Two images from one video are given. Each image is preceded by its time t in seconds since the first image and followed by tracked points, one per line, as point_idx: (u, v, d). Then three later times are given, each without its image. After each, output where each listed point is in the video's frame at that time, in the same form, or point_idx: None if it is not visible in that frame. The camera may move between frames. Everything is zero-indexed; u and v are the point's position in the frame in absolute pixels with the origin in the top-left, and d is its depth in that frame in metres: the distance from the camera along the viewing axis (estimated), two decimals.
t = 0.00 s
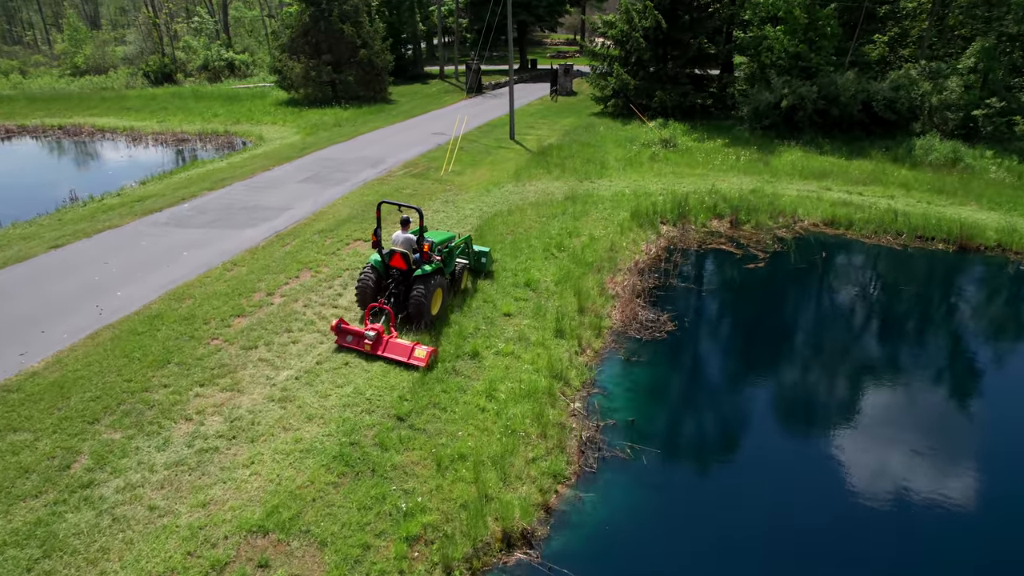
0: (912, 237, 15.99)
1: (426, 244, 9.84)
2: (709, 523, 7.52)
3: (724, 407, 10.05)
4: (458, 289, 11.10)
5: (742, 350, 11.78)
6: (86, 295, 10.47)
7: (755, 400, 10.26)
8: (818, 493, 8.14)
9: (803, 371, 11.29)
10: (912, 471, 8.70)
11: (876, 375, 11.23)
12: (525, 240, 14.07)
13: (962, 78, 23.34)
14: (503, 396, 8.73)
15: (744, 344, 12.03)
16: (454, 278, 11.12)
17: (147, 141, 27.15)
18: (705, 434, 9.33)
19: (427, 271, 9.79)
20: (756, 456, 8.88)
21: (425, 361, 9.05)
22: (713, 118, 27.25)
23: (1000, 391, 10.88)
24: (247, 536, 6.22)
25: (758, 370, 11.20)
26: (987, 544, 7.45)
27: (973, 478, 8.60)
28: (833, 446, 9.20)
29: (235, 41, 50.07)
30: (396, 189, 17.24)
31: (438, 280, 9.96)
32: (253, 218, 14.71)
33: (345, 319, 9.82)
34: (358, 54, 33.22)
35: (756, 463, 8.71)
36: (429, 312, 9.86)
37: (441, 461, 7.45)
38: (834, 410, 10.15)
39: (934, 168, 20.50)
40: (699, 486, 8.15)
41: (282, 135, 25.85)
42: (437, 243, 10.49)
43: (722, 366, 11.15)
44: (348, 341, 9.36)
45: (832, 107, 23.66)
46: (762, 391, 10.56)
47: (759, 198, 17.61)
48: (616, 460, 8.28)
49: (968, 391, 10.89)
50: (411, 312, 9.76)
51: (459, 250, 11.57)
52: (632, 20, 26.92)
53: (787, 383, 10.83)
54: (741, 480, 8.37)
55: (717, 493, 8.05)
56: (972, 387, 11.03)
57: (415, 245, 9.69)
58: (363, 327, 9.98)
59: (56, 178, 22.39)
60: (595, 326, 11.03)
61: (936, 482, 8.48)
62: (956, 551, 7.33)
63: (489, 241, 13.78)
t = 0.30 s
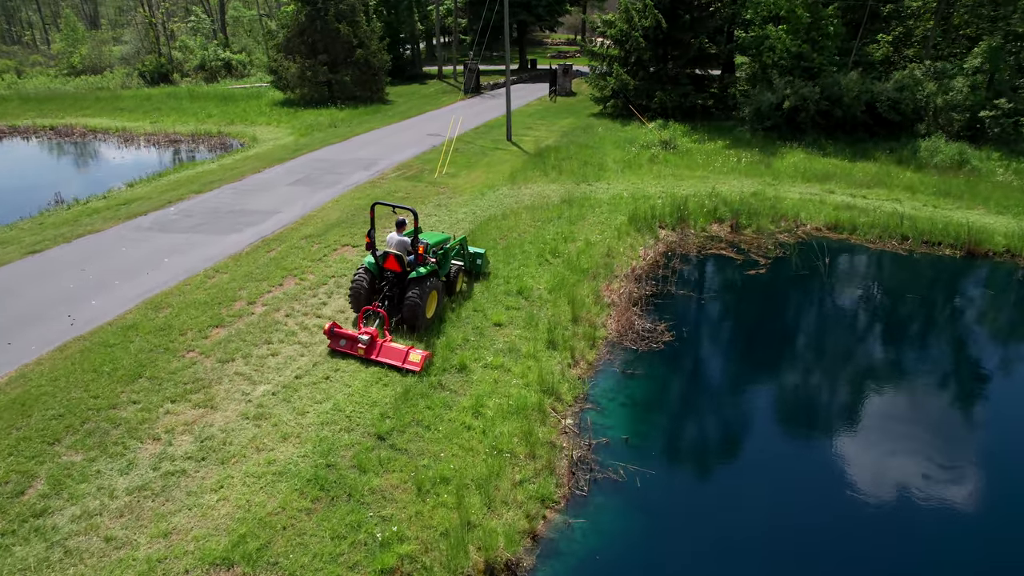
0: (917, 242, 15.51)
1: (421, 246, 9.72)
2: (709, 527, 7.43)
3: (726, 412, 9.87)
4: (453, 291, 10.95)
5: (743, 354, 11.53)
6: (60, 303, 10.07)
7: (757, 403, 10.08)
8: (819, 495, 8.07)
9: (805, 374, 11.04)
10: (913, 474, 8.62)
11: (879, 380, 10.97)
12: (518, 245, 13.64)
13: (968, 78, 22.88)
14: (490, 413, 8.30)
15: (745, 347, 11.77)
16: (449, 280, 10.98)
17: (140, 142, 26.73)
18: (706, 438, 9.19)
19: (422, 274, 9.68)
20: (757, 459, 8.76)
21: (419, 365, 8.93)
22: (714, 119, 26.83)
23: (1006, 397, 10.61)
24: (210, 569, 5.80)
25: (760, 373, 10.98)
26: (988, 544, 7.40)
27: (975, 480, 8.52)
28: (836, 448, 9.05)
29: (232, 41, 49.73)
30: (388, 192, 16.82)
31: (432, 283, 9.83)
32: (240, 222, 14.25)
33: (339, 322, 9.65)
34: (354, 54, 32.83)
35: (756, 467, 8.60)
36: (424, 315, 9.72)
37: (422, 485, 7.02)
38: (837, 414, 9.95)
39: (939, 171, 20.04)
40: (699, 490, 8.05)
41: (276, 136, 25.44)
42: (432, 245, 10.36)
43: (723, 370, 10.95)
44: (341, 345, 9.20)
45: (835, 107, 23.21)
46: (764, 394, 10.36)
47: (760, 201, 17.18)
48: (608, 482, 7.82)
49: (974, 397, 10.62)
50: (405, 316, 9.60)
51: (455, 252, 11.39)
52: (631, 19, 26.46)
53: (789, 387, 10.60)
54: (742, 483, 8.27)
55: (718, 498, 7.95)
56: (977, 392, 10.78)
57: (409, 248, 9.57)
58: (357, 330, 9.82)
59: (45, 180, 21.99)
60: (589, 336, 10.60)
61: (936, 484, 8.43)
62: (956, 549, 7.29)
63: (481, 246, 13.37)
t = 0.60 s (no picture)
0: (924, 247, 15.04)
1: (415, 247, 9.53)
2: (709, 532, 7.26)
3: (726, 417, 9.63)
4: (447, 294, 10.74)
5: (745, 357, 11.25)
6: (31, 314, 9.65)
7: (758, 408, 9.86)
8: (820, 497, 7.92)
9: (807, 379, 10.74)
10: (915, 477, 8.45)
11: (883, 385, 10.64)
12: (511, 251, 13.20)
13: (974, 79, 22.42)
14: (476, 432, 7.87)
15: (746, 351, 11.46)
16: (444, 283, 10.77)
17: (131, 143, 26.28)
18: (706, 444, 8.99)
19: (416, 276, 9.50)
20: (757, 464, 8.58)
21: (415, 369, 8.73)
22: (714, 120, 26.40)
23: (1013, 404, 10.28)
24: None
25: (762, 377, 10.72)
26: (990, 547, 7.27)
27: (978, 482, 8.36)
28: (838, 453, 8.86)
29: (230, 41, 49.34)
30: (380, 195, 16.39)
31: (427, 285, 9.66)
32: (225, 227, 13.78)
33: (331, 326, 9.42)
34: (351, 54, 32.41)
35: (757, 472, 8.42)
36: (418, 317, 9.56)
37: (400, 512, 6.59)
38: (839, 419, 9.72)
39: (945, 173, 19.59)
40: (699, 496, 7.87)
41: (269, 138, 25.02)
42: (427, 247, 10.17)
43: (724, 373, 10.70)
44: (334, 349, 8.94)
45: (839, 108, 22.75)
46: (766, 399, 10.13)
47: (761, 205, 16.73)
48: (599, 506, 7.35)
49: (979, 404, 10.29)
50: (399, 319, 9.45)
51: (450, 254, 11.20)
52: (631, 19, 26.00)
53: (791, 392, 10.34)
54: (743, 488, 8.09)
55: (718, 503, 7.78)
56: (982, 399, 10.45)
57: (404, 250, 9.44)
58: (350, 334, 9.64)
59: (33, 180, 21.55)
60: (582, 346, 10.15)
61: (939, 485, 8.28)
62: (958, 551, 7.18)
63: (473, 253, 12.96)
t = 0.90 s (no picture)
0: (931, 254, 14.58)
1: (408, 251, 9.43)
2: (710, 539, 7.15)
3: (727, 424, 9.47)
4: (443, 297, 10.60)
5: (746, 362, 11.05)
6: None
7: (758, 415, 9.72)
8: (821, 501, 7.85)
9: (808, 384, 10.54)
10: (916, 479, 8.38)
11: (885, 391, 10.43)
12: (504, 258, 12.78)
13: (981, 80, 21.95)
14: (460, 455, 7.44)
15: (747, 355, 11.24)
16: (439, 286, 10.62)
17: (122, 144, 25.85)
18: (707, 450, 8.85)
19: (409, 280, 9.34)
20: (759, 470, 8.46)
21: (408, 375, 8.53)
22: (716, 121, 25.97)
23: (1018, 411, 10.06)
24: None
25: (763, 382, 10.54)
26: (991, 547, 7.25)
27: (979, 485, 8.31)
28: (840, 458, 8.74)
29: (227, 40, 48.95)
30: (371, 199, 15.95)
31: (421, 289, 9.47)
32: (209, 233, 13.33)
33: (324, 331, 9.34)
34: (347, 54, 32.00)
35: (759, 478, 8.30)
36: (412, 323, 9.36)
37: (376, 545, 6.16)
38: (840, 423, 9.57)
39: (952, 176, 19.13)
40: (699, 503, 7.74)
41: (263, 139, 24.62)
42: (421, 249, 10.03)
43: (725, 379, 10.51)
44: (326, 355, 8.80)
45: (843, 109, 22.29)
46: (767, 405, 9.97)
47: (763, 210, 16.28)
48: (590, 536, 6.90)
49: (983, 410, 10.09)
50: (392, 323, 9.29)
51: (445, 256, 11.09)
52: (631, 19, 25.53)
53: (793, 396, 10.18)
54: (744, 494, 7.97)
55: (719, 508, 7.69)
56: (986, 405, 10.23)
57: (396, 253, 9.28)
58: (343, 339, 9.51)
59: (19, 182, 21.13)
60: (575, 360, 9.71)
61: (940, 486, 8.23)
62: (960, 553, 7.14)
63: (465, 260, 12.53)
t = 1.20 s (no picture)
0: (938, 260, 14.13)
1: (402, 253, 9.24)
2: (711, 544, 7.05)
3: (728, 426, 9.32)
4: (437, 300, 10.45)
5: (747, 365, 10.86)
6: None
7: (760, 416, 9.58)
8: (822, 503, 7.76)
9: (811, 388, 10.34)
10: (918, 481, 8.27)
11: (888, 394, 10.23)
12: (497, 265, 12.38)
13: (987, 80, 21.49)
14: (442, 480, 7.03)
15: (749, 359, 11.06)
16: (434, 289, 10.48)
17: (114, 145, 25.44)
18: (707, 453, 8.72)
19: (403, 284, 9.16)
20: (760, 473, 8.34)
21: (401, 382, 8.39)
22: (716, 122, 25.56)
23: None
24: None
25: (764, 384, 10.36)
26: (993, 548, 7.20)
27: (982, 486, 8.21)
28: (842, 459, 8.61)
29: (225, 40, 48.64)
30: (361, 203, 15.54)
31: (415, 292, 9.31)
32: (192, 239, 12.89)
33: (316, 337, 9.08)
34: (343, 54, 31.60)
35: (760, 481, 8.19)
36: (406, 327, 9.20)
37: None
38: (843, 425, 9.41)
39: (958, 180, 18.70)
40: (700, 507, 7.63)
41: (256, 141, 24.21)
42: (414, 252, 9.89)
43: (726, 381, 10.33)
44: (318, 360, 8.64)
45: (846, 111, 21.86)
46: (769, 407, 9.82)
47: (764, 214, 15.85)
48: (580, 568, 6.47)
49: (987, 414, 9.91)
50: (386, 328, 9.12)
51: (439, 258, 10.95)
52: (631, 18, 25.10)
53: (795, 399, 10.02)
54: (745, 497, 7.86)
55: (719, 511, 7.59)
56: (990, 410, 10.04)
57: (389, 256, 9.08)
58: (336, 344, 9.37)
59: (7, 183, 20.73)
60: (568, 374, 9.29)
61: (941, 488, 8.14)
62: (962, 554, 7.10)
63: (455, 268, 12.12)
